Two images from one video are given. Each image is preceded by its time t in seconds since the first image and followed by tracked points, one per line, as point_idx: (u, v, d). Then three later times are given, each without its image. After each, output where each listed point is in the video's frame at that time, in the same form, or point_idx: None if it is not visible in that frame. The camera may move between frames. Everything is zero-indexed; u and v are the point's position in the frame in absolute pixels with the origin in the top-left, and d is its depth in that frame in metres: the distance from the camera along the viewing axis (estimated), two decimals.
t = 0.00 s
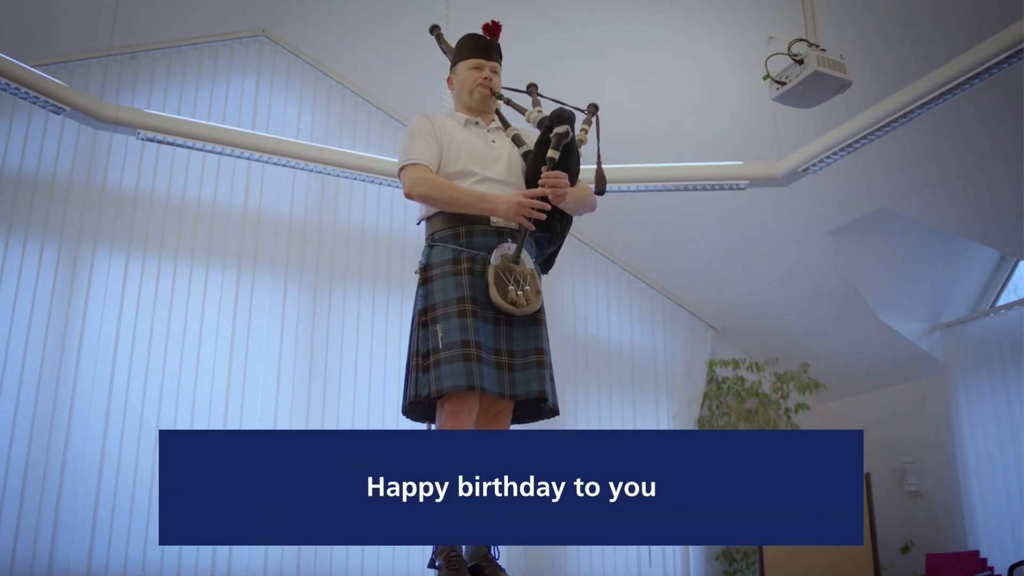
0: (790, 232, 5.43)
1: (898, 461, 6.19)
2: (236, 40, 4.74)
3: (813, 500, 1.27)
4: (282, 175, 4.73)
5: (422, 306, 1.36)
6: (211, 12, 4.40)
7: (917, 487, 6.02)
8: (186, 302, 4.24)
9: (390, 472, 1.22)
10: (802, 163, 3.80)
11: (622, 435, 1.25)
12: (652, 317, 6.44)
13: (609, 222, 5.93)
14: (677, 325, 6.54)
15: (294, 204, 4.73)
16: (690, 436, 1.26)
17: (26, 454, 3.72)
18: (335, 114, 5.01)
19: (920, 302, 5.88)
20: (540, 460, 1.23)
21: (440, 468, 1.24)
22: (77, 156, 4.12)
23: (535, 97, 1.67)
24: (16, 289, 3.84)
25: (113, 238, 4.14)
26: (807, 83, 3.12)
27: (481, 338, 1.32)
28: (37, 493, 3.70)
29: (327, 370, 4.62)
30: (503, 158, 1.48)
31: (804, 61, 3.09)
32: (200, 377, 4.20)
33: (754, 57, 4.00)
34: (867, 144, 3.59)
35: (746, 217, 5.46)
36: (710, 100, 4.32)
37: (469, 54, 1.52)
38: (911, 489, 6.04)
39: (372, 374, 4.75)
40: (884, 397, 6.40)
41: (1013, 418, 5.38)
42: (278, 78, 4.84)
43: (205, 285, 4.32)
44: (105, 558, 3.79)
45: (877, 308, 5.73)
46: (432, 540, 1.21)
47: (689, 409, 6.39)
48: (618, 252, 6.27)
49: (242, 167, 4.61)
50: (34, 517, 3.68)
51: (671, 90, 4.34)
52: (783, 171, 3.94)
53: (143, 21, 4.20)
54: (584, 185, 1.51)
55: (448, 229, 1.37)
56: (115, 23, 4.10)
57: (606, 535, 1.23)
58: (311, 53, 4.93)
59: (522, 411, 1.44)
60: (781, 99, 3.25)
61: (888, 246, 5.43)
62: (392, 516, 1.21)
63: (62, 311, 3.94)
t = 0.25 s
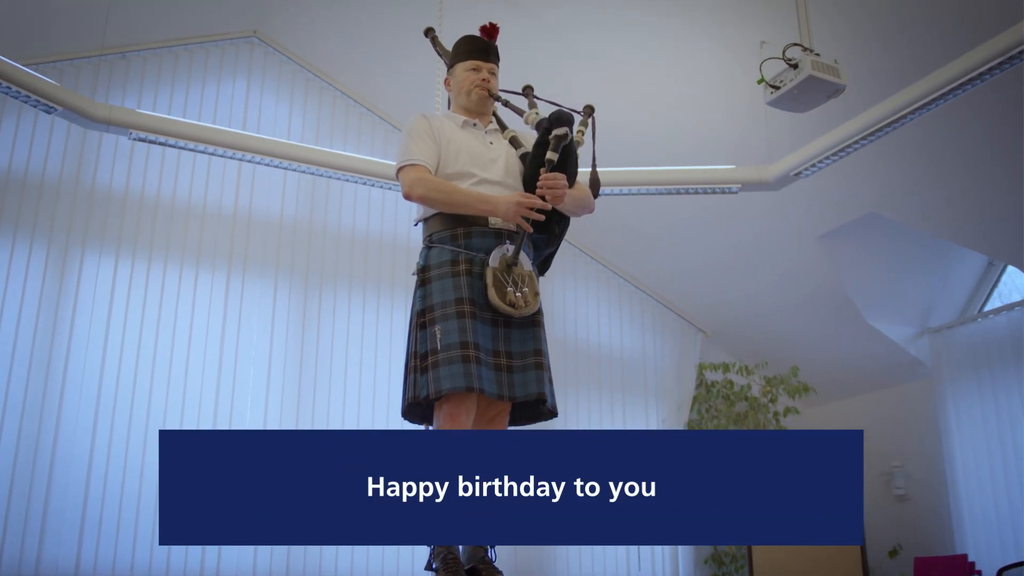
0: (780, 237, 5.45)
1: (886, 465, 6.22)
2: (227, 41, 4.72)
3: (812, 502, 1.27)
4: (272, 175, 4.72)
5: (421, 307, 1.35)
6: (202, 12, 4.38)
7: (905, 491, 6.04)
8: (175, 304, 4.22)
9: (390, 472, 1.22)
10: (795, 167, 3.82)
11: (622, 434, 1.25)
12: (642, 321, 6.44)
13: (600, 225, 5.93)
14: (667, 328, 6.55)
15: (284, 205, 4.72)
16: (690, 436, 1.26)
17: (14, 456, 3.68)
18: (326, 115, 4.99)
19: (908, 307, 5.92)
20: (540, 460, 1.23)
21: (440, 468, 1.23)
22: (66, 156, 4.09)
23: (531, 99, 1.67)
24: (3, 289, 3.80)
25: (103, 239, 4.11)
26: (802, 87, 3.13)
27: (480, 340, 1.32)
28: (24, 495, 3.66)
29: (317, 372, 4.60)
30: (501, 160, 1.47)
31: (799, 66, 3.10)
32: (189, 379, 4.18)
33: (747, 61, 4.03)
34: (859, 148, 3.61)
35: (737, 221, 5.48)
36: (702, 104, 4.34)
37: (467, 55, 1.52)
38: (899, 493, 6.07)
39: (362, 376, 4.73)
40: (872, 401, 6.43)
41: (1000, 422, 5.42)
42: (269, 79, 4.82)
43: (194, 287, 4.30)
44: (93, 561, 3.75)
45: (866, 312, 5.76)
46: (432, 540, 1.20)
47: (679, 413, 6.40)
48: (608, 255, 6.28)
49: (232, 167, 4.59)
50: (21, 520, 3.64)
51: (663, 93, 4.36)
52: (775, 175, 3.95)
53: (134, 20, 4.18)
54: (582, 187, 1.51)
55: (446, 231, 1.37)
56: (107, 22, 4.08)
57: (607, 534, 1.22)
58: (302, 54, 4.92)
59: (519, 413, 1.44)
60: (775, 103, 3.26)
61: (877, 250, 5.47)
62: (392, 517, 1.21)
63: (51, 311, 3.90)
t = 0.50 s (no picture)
0: (771, 240, 5.47)
1: (875, 468, 6.24)
2: (218, 41, 4.69)
3: (812, 503, 1.27)
4: (263, 176, 4.70)
5: (420, 308, 1.35)
6: (194, 11, 4.36)
7: (893, 494, 6.07)
8: (165, 305, 4.19)
9: (390, 472, 1.21)
10: (788, 170, 3.84)
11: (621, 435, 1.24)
12: (633, 323, 6.45)
13: (591, 228, 5.94)
14: (657, 331, 6.56)
15: (275, 207, 4.70)
16: (689, 436, 1.26)
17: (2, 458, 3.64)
18: (318, 116, 4.98)
19: (897, 311, 5.95)
20: (540, 460, 1.23)
21: (440, 468, 1.23)
22: (57, 155, 4.06)
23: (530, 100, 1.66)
24: None
25: (93, 239, 4.08)
26: (797, 90, 3.14)
27: (478, 341, 1.31)
28: (13, 497, 3.63)
29: (308, 374, 4.58)
30: (500, 161, 1.47)
31: (794, 69, 3.11)
32: (179, 380, 4.15)
33: (740, 65, 4.04)
34: (852, 152, 3.63)
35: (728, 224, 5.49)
36: (695, 107, 4.35)
37: (466, 56, 1.52)
38: (888, 495, 6.09)
39: (353, 378, 4.72)
40: (861, 404, 6.46)
41: (989, 425, 5.46)
42: (260, 80, 4.81)
43: (185, 288, 4.28)
44: (83, 563, 3.72)
45: (856, 316, 5.79)
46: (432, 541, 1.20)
47: (669, 415, 6.41)
48: (599, 258, 6.28)
49: (223, 167, 4.57)
50: (9, 522, 3.61)
51: (656, 96, 4.37)
52: (768, 178, 3.97)
53: (126, 19, 4.15)
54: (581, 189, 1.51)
55: (445, 232, 1.36)
56: (100, 21, 4.06)
57: (606, 535, 1.22)
58: (294, 55, 4.90)
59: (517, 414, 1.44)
60: (770, 106, 3.27)
61: (867, 254, 5.49)
62: (392, 517, 1.20)
63: (40, 311, 3.87)
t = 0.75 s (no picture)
0: (763, 242, 5.49)
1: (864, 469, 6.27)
2: (209, 39, 4.66)
3: (812, 505, 1.27)
4: (255, 175, 4.68)
5: (420, 308, 1.34)
6: (187, 9, 4.33)
7: (883, 495, 6.09)
8: (157, 304, 4.17)
9: (390, 472, 1.21)
10: (781, 172, 3.84)
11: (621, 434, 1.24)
12: (624, 324, 6.46)
13: (584, 229, 5.94)
14: (648, 332, 6.57)
15: (267, 205, 4.68)
16: (689, 436, 1.26)
17: None
18: (310, 115, 4.97)
19: (887, 313, 5.98)
20: (540, 460, 1.23)
21: (440, 468, 1.22)
22: (47, 152, 4.03)
23: (530, 100, 1.66)
24: None
25: (84, 237, 4.05)
26: (793, 93, 3.15)
27: (479, 340, 1.31)
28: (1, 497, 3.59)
29: (299, 373, 4.56)
30: (500, 161, 1.47)
31: (791, 71, 3.12)
32: (170, 380, 4.13)
33: (735, 66, 4.05)
34: (845, 155, 3.64)
35: (720, 226, 5.50)
36: (689, 108, 4.36)
37: (466, 56, 1.51)
38: (877, 496, 6.12)
39: (344, 377, 4.71)
40: (851, 405, 6.48)
41: (978, 426, 5.49)
42: (252, 78, 4.78)
43: (176, 287, 4.25)
44: (72, 563, 3.70)
45: (846, 317, 5.81)
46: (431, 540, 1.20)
47: (659, 416, 6.41)
48: (592, 258, 6.28)
49: (215, 165, 4.55)
50: None
51: (650, 96, 4.37)
52: (762, 180, 3.98)
53: (119, 16, 4.12)
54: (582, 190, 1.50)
55: (445, 231, 1.36)
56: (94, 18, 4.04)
57: (607, 535, 1.22)
58: (286, 53, 4.89)
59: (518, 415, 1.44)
60: (766, 108, 3.27)
61: (858, 256, 5.52)
62: (392, 517, 1.20)
63: (30, 309, 3.83)
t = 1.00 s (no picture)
0: (755, 243, 5.50)
1: (854, 469, 6.29)
2: (202, 36, 4.64)
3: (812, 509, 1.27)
4: (247, 174, 4.66)
5: (419, 308, 1.34)
6: (180, 6, 4.31)
7: (872, 495, 6.12)
8: (148, 303, 4.15)
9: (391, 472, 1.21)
10: (775, 174, 3.85)
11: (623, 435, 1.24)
12: (616, 324, 6.47)
13: (576, 229, 5.94)
14: (640, 332, 6.58)
15: (259, 204, 4.66)
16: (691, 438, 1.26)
17: None
18: (303, 113, 4.95)
19: (877, 314, 6.00)
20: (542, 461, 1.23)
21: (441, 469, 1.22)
22: (38, 149, 3.99)
23: (529, 100, 1.66)
24: None
25: (75, 235, 4.02)
26: (790, 94, 3.16)
27: (479, 342, 1.31)
28: None
29: (291, 373, 4.54)
30: (500, 161, 1.46)
31: (787, 73, 3.13)
32: (161, 379, 4.10)
33: (729, 68, 4.06)
34: (839, 157, 3.65)
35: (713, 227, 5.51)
36: (683, 109, 4.37)
37: (466, 55, 1.51)
38: (867, 497, 6.14)
39: (336, 377, 4.69)
40: (841, 406, 6.51)
41: (968, 427, 5.52)
42: (244, 77, 4.76)
43: (168, 286, 4.23)
44: (63, 562, 3.68)
45: (837, 318, 5.83)
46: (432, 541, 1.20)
47: (650, 416, 6.41)
48: (583, 259, 6.28)
49: (207, 163, 4.53)
50: None
51: (644, 97, 4.38)
52: (756, 181, 3.99)
53: (111, 13, 4.10)
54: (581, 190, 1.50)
55: (446, 231, 1.36)
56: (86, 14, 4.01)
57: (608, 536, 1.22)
58: (279, 52, 4.87)
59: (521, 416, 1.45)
60: (763, 109, 3.28)
61: (849, 257, 5.54)
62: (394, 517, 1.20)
63: (20, 307, 3.80)
